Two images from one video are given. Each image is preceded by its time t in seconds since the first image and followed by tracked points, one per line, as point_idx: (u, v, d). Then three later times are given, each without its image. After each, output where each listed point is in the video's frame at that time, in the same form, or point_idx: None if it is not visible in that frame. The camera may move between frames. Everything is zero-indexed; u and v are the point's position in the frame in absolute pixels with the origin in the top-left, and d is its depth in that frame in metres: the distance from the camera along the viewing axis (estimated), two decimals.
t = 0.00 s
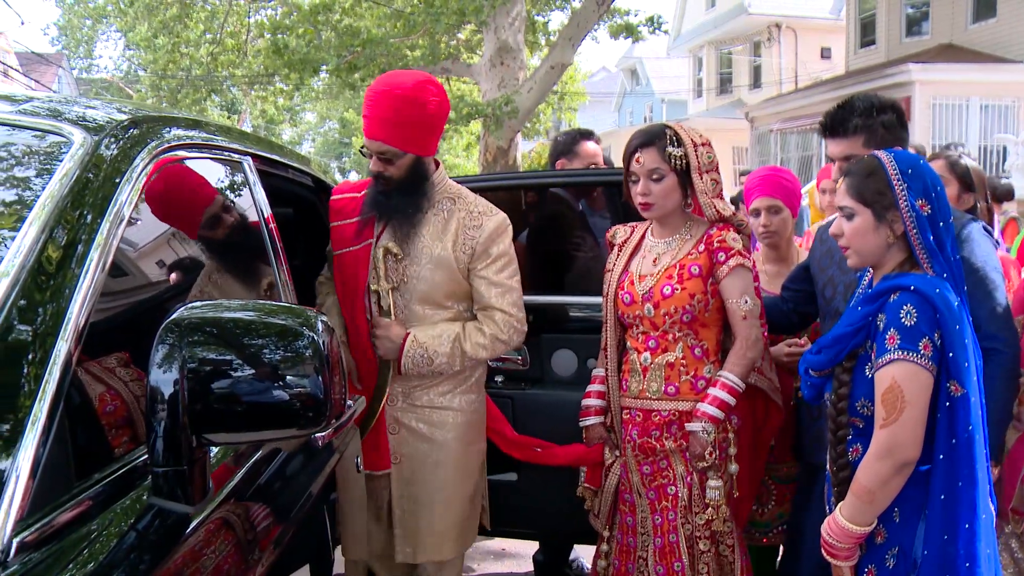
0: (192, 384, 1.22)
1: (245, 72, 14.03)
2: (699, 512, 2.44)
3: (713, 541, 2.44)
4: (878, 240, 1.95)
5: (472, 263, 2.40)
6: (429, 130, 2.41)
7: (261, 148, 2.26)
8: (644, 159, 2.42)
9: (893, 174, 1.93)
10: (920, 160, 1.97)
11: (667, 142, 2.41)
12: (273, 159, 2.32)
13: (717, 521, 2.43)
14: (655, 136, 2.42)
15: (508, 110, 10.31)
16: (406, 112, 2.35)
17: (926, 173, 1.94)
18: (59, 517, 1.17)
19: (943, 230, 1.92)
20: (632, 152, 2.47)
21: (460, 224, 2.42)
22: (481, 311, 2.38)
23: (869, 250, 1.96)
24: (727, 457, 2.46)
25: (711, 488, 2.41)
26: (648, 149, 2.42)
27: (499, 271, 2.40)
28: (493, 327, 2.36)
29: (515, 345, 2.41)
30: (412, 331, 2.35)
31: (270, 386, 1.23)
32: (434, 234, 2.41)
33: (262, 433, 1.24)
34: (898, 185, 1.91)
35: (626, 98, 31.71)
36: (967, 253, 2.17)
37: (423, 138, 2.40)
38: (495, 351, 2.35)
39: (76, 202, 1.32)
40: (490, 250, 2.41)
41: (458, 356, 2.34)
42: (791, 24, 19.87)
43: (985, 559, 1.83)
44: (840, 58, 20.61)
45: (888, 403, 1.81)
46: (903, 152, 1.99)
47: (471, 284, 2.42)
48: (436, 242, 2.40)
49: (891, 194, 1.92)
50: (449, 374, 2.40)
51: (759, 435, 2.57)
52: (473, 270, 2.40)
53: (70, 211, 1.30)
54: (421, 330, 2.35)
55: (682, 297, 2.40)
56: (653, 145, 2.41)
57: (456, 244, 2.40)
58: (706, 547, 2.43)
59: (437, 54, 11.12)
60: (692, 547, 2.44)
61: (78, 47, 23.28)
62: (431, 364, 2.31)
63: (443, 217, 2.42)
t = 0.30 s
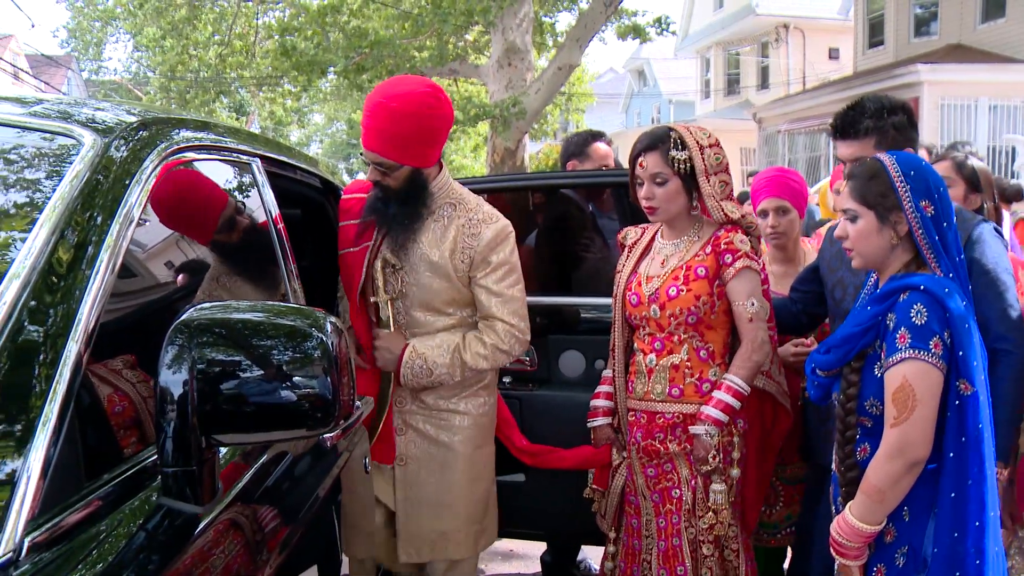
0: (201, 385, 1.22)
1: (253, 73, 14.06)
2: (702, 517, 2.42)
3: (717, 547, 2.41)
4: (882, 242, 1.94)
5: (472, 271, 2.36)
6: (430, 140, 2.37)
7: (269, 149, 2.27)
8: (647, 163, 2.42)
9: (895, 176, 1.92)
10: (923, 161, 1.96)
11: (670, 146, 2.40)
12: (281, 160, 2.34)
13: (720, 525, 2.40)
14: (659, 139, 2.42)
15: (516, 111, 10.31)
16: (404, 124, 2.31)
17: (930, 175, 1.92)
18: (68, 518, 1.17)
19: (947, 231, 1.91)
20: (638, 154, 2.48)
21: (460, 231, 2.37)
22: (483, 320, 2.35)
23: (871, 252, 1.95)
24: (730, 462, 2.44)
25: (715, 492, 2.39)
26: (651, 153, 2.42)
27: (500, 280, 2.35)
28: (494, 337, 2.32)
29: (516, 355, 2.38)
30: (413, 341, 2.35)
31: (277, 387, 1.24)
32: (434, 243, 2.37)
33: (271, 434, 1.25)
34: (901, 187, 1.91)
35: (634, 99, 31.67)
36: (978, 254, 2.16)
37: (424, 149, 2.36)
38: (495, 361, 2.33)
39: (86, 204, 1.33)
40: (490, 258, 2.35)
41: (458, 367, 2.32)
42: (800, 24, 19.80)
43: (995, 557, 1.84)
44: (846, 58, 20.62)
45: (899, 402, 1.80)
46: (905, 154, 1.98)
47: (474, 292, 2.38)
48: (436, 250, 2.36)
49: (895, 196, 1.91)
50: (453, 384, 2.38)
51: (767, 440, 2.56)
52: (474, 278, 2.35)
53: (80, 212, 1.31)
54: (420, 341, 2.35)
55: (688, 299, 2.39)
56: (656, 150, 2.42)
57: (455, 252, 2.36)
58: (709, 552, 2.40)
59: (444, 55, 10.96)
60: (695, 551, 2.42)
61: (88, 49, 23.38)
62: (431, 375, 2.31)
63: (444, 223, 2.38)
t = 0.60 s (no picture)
0: (214, 385, 1.24)
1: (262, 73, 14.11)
2: (707, 521, 2.40)
3: (720, 552, 2.39)
4: (890, 242, 1.93)
5: (480, 275, 2.34)
6: (442, 143, 2.35)
7: (279, 150, 2.28)
8: (655, 165, 2.41)
9: (905, 177, 1.91)
10: (933, 163, 1.95)
11: (678, 147, 2.39)
12: (291, 160, 2.35)
13: (724, 530, 2.38)
14: (667, 141, 2.40)
15: (525, 112, 10.32)
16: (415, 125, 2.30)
17: (939, 176, 1.91)
18: (79, 518, 1.17)
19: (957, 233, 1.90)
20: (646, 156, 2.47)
21: (469, 234, 2.35)
22: (490, 324, 2.33)
23: (878, 252, 1.94)
24: (738, 465, 2.43)
25: (720, 497, 2.37)
26: (659, 154, 2.41)
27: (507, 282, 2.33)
28: (500, 341, 2.31)
29: (523, 360, 2.36)
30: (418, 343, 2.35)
31: (287, 386, 1.25)
32: (442, 242, 2.36)
33: (281, 434, 1.25)
34: (911, 188, 1.90)
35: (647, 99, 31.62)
36: (992, 256, 2.15)
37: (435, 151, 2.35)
38: (501, 365, 2.31)
39: (99, 205, 1.34)
40: (498, 263, 2.33)
41: (464, 369, 2.30)
42: (813, 25, 19.72)
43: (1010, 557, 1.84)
44: (859, 58, 20.43)
45: (914, 403, 1.79)
46: (916, 156, 1.97)
47: (481, 295, 2.36)
48: (443, 253, 2.35)
49: (905, 197, 1.90)
50: (459, 388, 2.37)
51: (777, 444, 2.53)
52: (482, 282, 2.33)
53: (93, 213, 1.32)
54: (426, 342, 2.34)
55: (696, 301, 2.38)
56: (663, 151, 2.40)
57: (463, 255, 2.34)
58: (713, 557, 2.39)
59: (453, 56, 11.01)
60: (697, 556, 2.41)
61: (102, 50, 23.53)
62: (436, 377, 2.30)
63: (453, 227, 2.37)
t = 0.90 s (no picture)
0: (214, 387, 1.19)
1: (266, 67, 14.08)
2: (721, 532, 2.36)
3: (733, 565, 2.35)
4: (912, 240, 1.88)
5: (479, 288, 2.27)
6: (456, 148, 2.30)
7: (280, 144, 2.22)
8: (673, 162, 2.37)
9: (931, 175, 1.87)
10: (959, 162, 1.90)
11: (697, 143, 2.35)
12: (293, 156, 2.31)
13: (738, 541, 2.33)
14: (686, 137, 2.36)
15: (534, 106, 10.30)
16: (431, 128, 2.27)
17: (965, 175, 1.88)
18: (68, 529, 1.12)
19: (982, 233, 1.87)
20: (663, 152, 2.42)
21: (473, 245, 2.28)
22: (488, 340, 2.26)
23: (901, 250, 1.89)
24: (754, 475, 2.36)
25: (735, 507, 2.32)
26: (676, 151, 2.37)
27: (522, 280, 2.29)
28: (495, 358, 2.23)
29: (518, 380, 2.27)
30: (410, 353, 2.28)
31: (291, 390, 1.20)
32: (442, 248, 2.30)
33: (285, 438, 1.22)
34: (937, 186, 1.85)
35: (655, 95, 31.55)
36: None
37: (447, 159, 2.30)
38: (495, 382, 2.23)
39: (95, 201, 1.30)
40: (499, 278, 2.25)
41: (455, 385, 2.23)
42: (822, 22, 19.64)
43: None
44: (880, 49, 20.24)
45: (941, 404, 1.74)
46: (941, 155, 1.93)
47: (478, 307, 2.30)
48: (445, 261, 2.28)
49: (929, 195, 1.86)
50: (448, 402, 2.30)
51: (796, 450, 2.49)
52: (482, 295, 2.26)
53: (89, 210, 1.28)
54: (419, 353, 2.28)
55: (715, 304, 2.33)
56: (682, 147, 2.36)
57: (464, 267, 2.26)
58: (726, 569, 2.35)
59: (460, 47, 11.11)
60: (710, 567, 2.37)
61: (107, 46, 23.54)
62: (425, 390, 2.23)
63: (458, 236, 2.30)
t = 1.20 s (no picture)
0: (209, 389, 1.16)
1: (264, 61, 14.05)
2: (737, 540, 2.33)
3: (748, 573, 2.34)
4: (926, 238, 1.85)
5: (461, 305, 2.22)
6: (437, 175, 2.22)
7: (277, 140, 2.20)
8: (689, 158, 2.33)
9: (944, 171, 1.83)
10: (972, 157, 1.86)
11: (714, 138, 2.30)
12: (290, 152, 2.28)
13: (755, 550, 2.31)
14: (702, 132, 2.32)
15: (538, 101, 10.29)
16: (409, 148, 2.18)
17: (978, 171, 1.84)
18: (54, 538, 1.08)
19: (998, 229, 1.84)
20: (677, 147, 2.37)
21: (455, 263, 2.22)
22: (469, 354, 2.21)
23: (915, 248, 1.86)
24: (769, 481, 2.35)
25: (752, 515, 2.30)
26: (693, 146, 2.33)
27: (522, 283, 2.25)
28: (476, 373, 2.18)
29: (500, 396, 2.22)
30: (392, 365, 2.23)
31: (289, 391, 1.17)
32: (424, 264, 2.25)
33: (282, 441, 1.18)
34: (950, 182, 1.82)
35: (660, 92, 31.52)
36: None
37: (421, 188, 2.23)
38: (476, 398, 2.18)
39: (86, 198, 1.26)
40: (481, 295, 2.19)
41: (436, 400, 2.18)
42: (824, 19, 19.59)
43: None
44: (892, 41, 20.06)
45: (958, 401, 1.70)
46: (954, 150, 1.88)
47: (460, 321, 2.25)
48: (427, 276, 2.24)
49: (943, 191, 1.82)
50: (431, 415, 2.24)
51: (807, 454, 2.46)
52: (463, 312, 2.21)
53: (80, 207, 1.25)
54: (401, 365, 2.22)
55: (729, 305, 2.30)
56: (699, 143, 2.32)
57: (447, 284, 2.21)
58: None
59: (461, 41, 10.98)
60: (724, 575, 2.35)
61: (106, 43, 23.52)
62: (406, 403, 2.17)
63: (442, 252, 2.24)
